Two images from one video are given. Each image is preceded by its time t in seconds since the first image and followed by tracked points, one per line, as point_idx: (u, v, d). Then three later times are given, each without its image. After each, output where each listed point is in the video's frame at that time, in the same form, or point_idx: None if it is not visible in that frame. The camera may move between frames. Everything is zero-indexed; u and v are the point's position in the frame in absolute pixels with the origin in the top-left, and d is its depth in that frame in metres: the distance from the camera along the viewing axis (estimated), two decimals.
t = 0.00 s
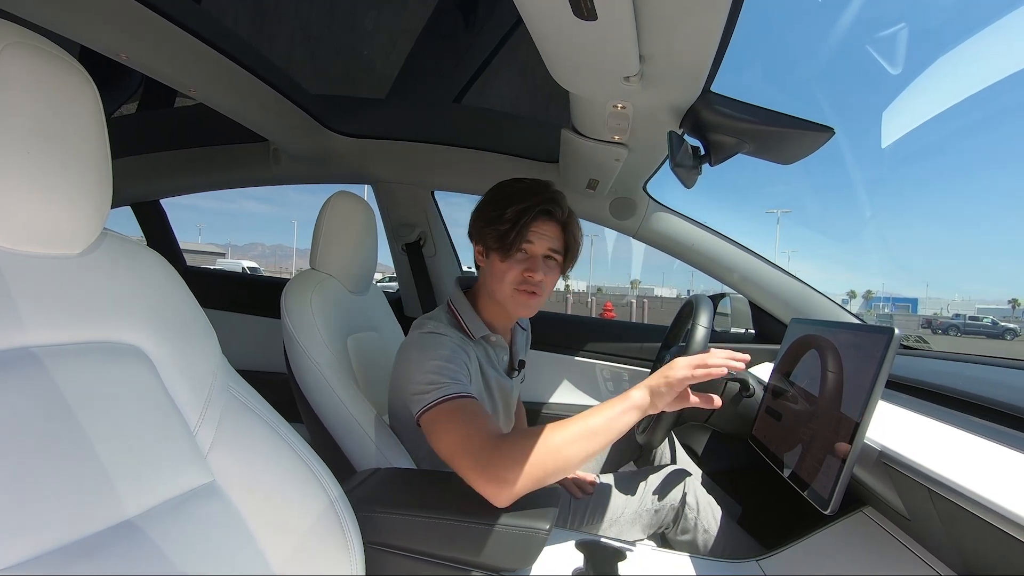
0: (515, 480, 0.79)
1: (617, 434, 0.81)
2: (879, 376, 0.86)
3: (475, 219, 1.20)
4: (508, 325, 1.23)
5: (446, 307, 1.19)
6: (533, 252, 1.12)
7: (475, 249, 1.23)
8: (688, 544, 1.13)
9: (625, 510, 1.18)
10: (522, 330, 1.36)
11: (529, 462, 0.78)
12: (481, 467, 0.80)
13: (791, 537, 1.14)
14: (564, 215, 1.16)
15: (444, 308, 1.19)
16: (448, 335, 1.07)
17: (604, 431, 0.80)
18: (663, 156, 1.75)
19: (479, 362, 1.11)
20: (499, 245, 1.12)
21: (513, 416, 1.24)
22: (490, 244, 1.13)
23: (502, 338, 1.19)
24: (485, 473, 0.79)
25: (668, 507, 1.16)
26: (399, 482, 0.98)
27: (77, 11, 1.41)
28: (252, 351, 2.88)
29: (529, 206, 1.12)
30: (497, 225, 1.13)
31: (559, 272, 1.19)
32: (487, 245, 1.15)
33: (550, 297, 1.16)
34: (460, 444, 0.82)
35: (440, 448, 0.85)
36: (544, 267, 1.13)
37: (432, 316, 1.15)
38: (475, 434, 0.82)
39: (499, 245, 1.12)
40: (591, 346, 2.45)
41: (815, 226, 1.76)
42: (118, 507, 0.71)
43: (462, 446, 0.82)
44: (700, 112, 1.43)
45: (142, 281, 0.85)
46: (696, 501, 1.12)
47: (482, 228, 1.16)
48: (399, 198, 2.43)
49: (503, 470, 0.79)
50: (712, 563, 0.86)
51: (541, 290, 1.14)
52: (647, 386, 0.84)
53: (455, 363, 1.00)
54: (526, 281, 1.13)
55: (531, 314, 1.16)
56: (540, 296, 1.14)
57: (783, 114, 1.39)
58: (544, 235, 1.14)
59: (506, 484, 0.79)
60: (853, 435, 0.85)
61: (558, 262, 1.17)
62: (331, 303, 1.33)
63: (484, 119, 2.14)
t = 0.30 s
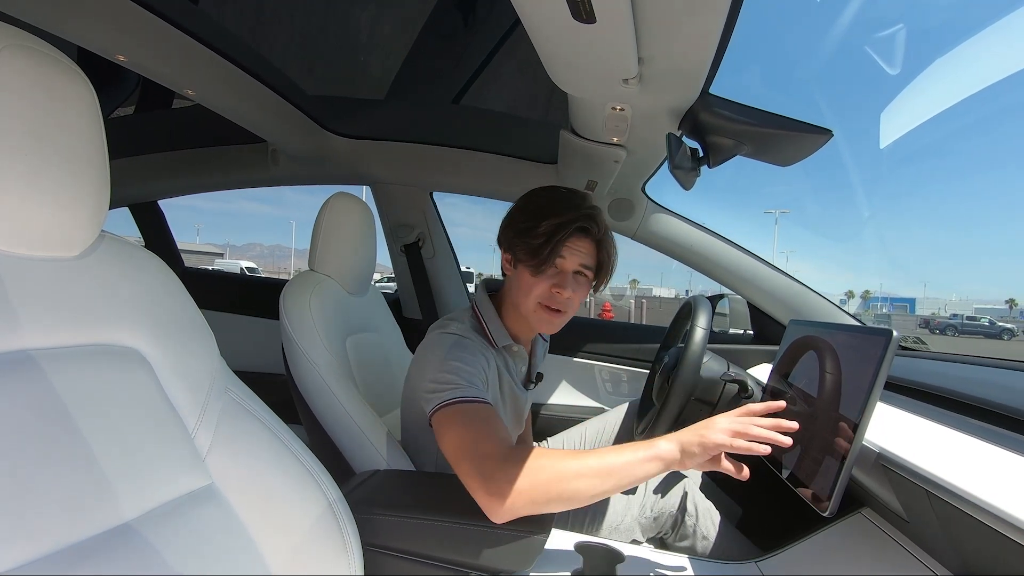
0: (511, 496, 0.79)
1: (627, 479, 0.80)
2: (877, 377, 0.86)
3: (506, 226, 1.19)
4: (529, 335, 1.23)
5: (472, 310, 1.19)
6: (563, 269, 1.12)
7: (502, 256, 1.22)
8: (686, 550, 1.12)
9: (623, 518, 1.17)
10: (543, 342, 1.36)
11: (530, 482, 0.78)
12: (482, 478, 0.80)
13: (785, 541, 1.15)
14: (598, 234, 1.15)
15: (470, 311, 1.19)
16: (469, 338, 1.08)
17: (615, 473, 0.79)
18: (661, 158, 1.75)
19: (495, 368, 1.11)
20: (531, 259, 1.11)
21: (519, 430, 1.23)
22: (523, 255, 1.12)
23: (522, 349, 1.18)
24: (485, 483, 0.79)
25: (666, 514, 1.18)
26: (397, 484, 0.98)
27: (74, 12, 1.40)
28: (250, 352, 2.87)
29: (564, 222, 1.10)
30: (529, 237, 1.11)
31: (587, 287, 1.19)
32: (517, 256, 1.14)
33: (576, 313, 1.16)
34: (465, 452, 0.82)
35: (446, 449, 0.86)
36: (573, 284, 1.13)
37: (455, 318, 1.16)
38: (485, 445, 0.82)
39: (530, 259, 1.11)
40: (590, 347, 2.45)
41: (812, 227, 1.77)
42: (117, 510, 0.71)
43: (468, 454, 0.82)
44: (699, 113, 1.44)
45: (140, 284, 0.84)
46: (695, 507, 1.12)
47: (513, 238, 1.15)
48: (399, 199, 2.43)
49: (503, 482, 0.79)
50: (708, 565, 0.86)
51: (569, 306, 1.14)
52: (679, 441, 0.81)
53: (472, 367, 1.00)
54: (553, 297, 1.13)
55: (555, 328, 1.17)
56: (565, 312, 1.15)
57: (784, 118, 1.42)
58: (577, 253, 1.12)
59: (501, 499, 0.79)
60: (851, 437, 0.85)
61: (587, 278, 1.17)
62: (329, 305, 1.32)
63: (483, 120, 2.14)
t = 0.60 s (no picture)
0: (517, 498, 0.79)
1: (629, 475, 0.80)
2: (877, 376, 0.86)
3: (510, 224, 1.18)
4: (530, 333, 1.24)
5: (472, 309, 1.19)
6: (567, 269, 1.11)
7: (505, 253, 1.22)
8: (686, 547, 1.14)
9: (624, 514, 1.17)
10: (542, 339, 1.37)
11: (534, 482, 0.79)
12: (485, 479, 0.80)
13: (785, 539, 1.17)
14: (602, 234, 1.14)
15: (470, 310, 1.19)
16: (471, 337, 1.08)
17: (616, 469, 0.80)
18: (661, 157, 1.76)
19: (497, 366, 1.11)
20: (534, 258, 1.10)
21: (519, 429, 1.24)
22: (525, 254, 1.12)
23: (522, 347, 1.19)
24: (489, 485, 0.79)
25: (666, 511, 1.17)
26: (397, 483, 0.98)
27: (74, 11, 1.40)
28: (250, 351, 2.87)
29: (569, 221, 1.10)
30: (533, 236, 1.11)
31: (589, 287, 1.19)
32: (520, 255, 1.13)
33: (576, 312, 1.17)
34: (467, 454, 0.82)
35: (447, 448, 0.86)
36: (575, 283, 1.13)
37: (455, 317, 1.16)
38: (486, 444, 0.82)
39: (534, 258, 1.11)
40: (590, 346, 2.45)
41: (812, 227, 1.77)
42: (118, 509, 0.71)
43: (469, 454, 0.82)
44: (698, 113, 1.43)
45: (141, 282, 0.85)
46: (695, 504, 1.13)
47: (517, 236, 1.14)
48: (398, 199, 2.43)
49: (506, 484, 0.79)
50: (709, 563, 0.87)
51: (570, 305, 1.15)
52: (680, 441, 0.82)
53: (474, 366, 1.00)
54: (556, 296, 1.13)
55: (555, 327, 1.17)
56: (567, 311, 1.15)
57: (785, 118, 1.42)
58: (580, 252, 1.12)
59: (506, 500, 0.79)
60: (851, 436, 0.85)
61: (589, 278, 1.17)
62: (329, 304, 1.32)
63: (483, 120, 2.14)
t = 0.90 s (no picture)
0: (511, 495, 0.80)
1: (622, 477, 0.81)
2: (877, 376, 0.86)
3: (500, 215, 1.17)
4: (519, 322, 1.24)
5: (460, 303, 1.19)
6: (562, 256, 1.12)
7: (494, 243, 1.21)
8: (688, 546, 1.14)
9: (624, 514, 1.17)
10: (529, 328, 1.38)
11: (530, 480, 0.80)
12: (479, 473, 0.80)
13: (785, 539, 1.18)
14: (592, 221, 1.17)
15: (458, 304, 1.19)
16: (464, 332, 1.07)
17: (610, 471, 0.80)
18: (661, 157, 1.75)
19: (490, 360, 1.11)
20: (529, 247, 1.10)
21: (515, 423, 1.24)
22: (519, 246, 1.11)
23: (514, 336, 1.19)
24: (484, 481, 0.80)
25: (667, 511, 1.17)
26: (397, 483, 0.98)
27: (75, 11, 1.41)
28: (250, 351, 2.88)
29: (562, 210, 1.11)
30: (527, 226, 1.10)
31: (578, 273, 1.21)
32: (513, 244, 1.13)
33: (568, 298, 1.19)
34: (463, 448, 0.82)
35: (442, 441, 0.86)
36: (569, 270, 1.15)
37: (446, 311, 1.15)
38: (483, 440, 0.82)
39: (529, 248, 1.10)
40: (590, 346, 2.45)
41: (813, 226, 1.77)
42: (118, 509, 0.71)
43: (466, 449, 0.82)
44: (698, 112, 1.43)
45: (142, 282, 0.85)
46: (695, 504, 1.13)
47: (508, 226, 1.13)
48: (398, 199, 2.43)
49: (502, 480, 0.80)
50: (710, 562, 0.87)
51: (564, 291, 1.17)
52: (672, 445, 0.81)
53: (469, 359, 1.00)
54: (551, 283, 1.14)
55: (548, 314, 1.19)
56: (561, 297, 1.17)
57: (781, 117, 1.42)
58: (573, 240, 1.14)
59: (500, 496, 0.80)
60: (851, 436, 0.85)
61: (579, 265, 1.19)
62: (330, 303, 1.33)
63: (483, 120, 2.14)
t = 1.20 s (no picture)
0: (496, 459, 0.90)
1: (587, 422, 0.97)
2: (877, 375, 0.86)
3: (463, 215, 1.24)
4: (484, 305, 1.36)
5: (426, 297, 1.28)
6: (528, 247, 1.26)
7: (455, 240, 1.28)
8: (688, 540, 1.13)
9: (624, 506, 1.17)
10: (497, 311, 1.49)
11: (509, 438, 0.90)
12: (462, 444, 0.90)
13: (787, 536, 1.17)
14: (547, 210, 1.31)
15: (424, 298, 1.28)
16: (431, 321, 1.18)
17: (576, 418, 0.95)
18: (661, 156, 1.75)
19: (460, 343, 1.23)
20: (502, 244, 1.22)
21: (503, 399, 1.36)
22: (487, 240, 1.22)
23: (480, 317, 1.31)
24: (468, 450, 0.89)
25: (668, 505, 1.16)
26: (398, 481, 0.98)
27: (76, 12, 1.41)
28: (250, 350, 2.88)
29: (525, 207, 1.23)
30: (497, 226, 1.21)
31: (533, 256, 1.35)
32: (483, 242, 1.23)
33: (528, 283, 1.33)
34: (447, 423, 0.93)
35: (425, 427, 0.96)
36: (533, 257, 1.29)
37: (415, 306, 1.25)
38: (457, 413, 0.94)
39: (501, 244, 1.22)
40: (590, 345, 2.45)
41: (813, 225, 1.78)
42: (120, 506, 0.71)
43: (446, 424, 0.93)
44: (698, 112, 1.43)
45: (145, 281, 0.85)
46: (697, 495, 1.13)
47: (476, 226, 1.22)
48: (399, 198, 2.43)
49: (483, 443, 0.89)
50: (710, 560, 0.87)
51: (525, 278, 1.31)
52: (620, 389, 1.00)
53: (438, 344, 1.11)
54: (519, 272, 1.28)
55: (514, 297, 1.33)
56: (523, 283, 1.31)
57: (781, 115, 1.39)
58: (534, 231, 1.27)
59: (487, 460, 0.89)
60: (851, 434, 0.86)
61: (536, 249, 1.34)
62: (331, 303, 1.33)
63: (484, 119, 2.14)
